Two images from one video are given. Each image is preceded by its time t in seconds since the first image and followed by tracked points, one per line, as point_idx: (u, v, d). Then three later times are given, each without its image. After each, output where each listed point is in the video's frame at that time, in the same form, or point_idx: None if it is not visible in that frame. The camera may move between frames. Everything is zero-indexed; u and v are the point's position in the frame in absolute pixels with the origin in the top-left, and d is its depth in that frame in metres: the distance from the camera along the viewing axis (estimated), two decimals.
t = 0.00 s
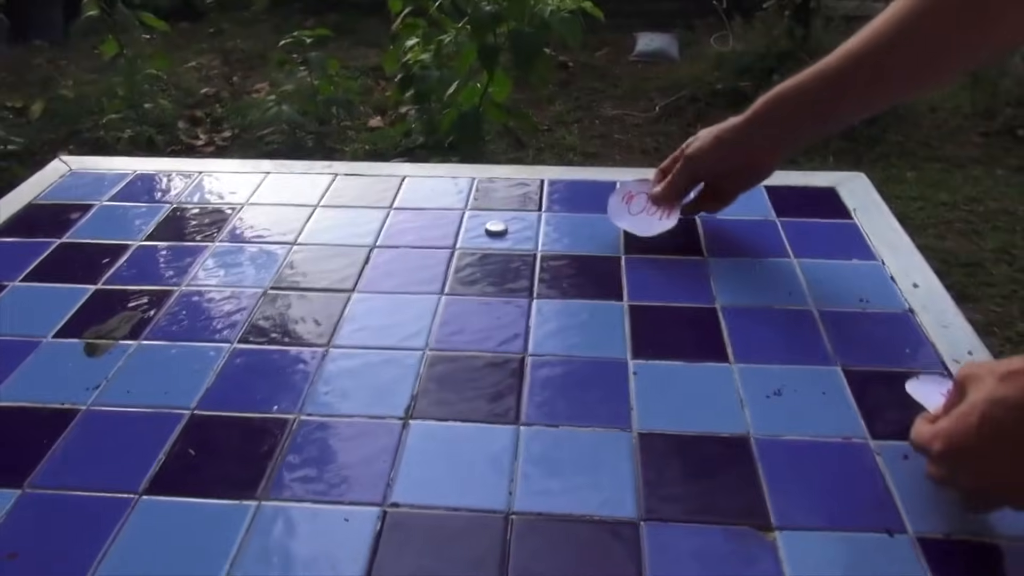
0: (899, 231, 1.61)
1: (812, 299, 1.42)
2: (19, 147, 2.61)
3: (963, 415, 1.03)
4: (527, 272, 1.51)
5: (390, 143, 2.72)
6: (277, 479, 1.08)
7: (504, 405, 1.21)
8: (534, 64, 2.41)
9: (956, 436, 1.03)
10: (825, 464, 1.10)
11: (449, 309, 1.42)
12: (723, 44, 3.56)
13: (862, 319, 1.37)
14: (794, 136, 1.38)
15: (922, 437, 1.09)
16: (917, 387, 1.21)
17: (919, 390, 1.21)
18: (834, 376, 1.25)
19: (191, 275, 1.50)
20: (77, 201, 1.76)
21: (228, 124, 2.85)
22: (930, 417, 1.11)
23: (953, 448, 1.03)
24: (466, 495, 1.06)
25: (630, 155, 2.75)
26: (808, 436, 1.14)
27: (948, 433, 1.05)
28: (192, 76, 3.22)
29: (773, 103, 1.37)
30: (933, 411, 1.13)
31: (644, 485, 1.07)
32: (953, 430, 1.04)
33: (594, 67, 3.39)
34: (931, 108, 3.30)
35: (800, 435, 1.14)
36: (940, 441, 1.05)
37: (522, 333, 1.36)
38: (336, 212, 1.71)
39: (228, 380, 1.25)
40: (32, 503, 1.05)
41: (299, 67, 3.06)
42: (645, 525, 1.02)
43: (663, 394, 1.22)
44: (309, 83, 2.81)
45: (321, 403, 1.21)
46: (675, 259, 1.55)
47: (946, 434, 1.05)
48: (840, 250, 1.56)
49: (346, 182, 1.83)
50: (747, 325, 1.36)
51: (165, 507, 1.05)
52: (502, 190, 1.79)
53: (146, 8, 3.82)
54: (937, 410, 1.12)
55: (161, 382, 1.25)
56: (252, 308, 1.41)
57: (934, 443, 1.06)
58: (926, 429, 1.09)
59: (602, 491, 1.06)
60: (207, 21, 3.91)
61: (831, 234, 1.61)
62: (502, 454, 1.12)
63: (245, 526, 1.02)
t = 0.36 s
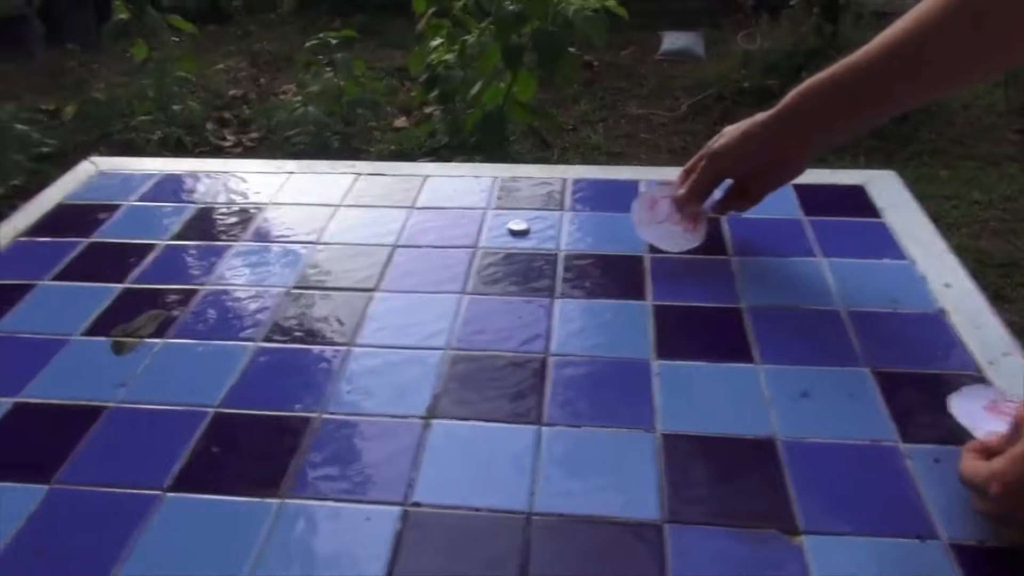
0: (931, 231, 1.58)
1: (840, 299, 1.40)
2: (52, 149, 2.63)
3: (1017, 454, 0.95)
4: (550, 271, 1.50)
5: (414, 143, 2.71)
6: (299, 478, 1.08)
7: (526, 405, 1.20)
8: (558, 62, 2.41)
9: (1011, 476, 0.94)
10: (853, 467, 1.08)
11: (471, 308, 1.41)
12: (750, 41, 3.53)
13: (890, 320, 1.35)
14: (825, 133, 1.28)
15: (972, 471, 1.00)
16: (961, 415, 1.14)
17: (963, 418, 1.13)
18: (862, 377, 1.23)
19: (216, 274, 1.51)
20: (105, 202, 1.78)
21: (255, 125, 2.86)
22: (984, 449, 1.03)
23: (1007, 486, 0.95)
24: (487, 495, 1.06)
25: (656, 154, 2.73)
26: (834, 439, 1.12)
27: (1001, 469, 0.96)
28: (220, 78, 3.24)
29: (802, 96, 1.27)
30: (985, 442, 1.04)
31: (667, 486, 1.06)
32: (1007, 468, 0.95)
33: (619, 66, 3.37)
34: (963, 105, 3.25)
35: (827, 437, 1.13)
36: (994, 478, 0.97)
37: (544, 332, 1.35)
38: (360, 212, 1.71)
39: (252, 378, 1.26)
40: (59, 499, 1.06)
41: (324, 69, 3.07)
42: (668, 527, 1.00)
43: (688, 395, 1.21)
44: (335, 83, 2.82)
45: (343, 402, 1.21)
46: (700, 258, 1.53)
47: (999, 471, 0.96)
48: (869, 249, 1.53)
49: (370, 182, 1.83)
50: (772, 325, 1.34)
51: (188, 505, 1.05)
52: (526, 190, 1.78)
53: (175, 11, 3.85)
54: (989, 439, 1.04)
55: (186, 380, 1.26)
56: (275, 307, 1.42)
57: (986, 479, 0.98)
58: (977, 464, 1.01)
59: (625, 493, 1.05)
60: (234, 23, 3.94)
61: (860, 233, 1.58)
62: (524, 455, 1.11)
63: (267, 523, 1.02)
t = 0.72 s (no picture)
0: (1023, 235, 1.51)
1: (922, 303, 1.35)
2: (134, 124, 2.68)
3: None
4: (619, 262, 1.48)
5: (482, 129, 2.67)
6: (365, 457, 1.09)
7: (593, 396, 1.19)
8: (632, 51, 2.33)
9: None
10: (933, 480, 1.04)
11: (539, 296, 1.40)
12: (831, 33, 3.42)
13: (975, 327, 1.30)
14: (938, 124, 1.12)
15: None
16: None
17: None
18: (943, 385, 1.18)
19: (289, 252, 1.53)
20: (184, 177, 1.81)
21: (328, 106, 2.87)
22: None
23: None
24: (551, 486, 1.05)
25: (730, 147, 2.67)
26: (913, 448, 1.09)
27: None
28: (295, 60, 3.27)
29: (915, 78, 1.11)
30: None
31: (736, 487, 1.04)
32: None
33: (693, 56, 3.31)
34: None
35: (905, 447, 1.09)
36: None
37: (612, 324, 1.33)
38: (430, 195, 1.71)
39: (321, 356, 1.27)
40: (134, 463, 1.09)
41: (398, 52, 3.07)
42: (736, 529, 0.98)
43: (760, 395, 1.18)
44: (406, 68, 2.83)
45: (410, 385, 1.21)
46: (775, 255, 1.49)
47: None
48: (954, 253, 1.48)
49: (441, 166, 1.83)
50: (849, 328, 1.30)
51: (256, 476, 1.07)
52: (598, 179, 1.76)
53: None
54: None
55: (257, 355, 1.28)
56: (345, 287, 1.43)
57: None
58: None
59: (692, 492, 1.03)
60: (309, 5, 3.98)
61: (945, 235, 1.53)
62: (590, 447, 1.10)
63: (332, 500, 1.03)
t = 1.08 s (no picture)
0: None
1: (931, 277, 1.34)
2: (136, 87, 2.64)
3: None
4: (627, 233, 1.47)
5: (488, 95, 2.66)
6: (369, 425, 1.09)
7: (598, 367, 1.18)
8: (641, 19, 2.32)
9: None
10: (939, 454, 1.04)
11: (546, 266, 1.39)
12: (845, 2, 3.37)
13: (985, 303, 1.29)
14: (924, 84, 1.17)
15: None
16: None
17: None
18: (951, 361, 1.18)
19: (293, 217, 1.52)
20: (188, 141, 1.80)
21: (334, 71, 2.81)
22: None
23: None
24: (555, 456, 1.05)
25: (739, 119, 2.60)
26: (919, 422, 1.08)
27: None
28: (299, 23, 3.21)
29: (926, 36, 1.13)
30: None
31: (740, 459, 1.03)
32: None
33: (704, 24, 3.24)
34: None
35: (912, 422, 1.08)
36: None
37: (619, 294, 1.32)
38: (437, 162, 1.70)
39: (326, 323, 1.26)
40: (139, 428, 1.09)
41: (404, 16, 3.03)
42: (739, 501, 0.98)
43: (766, 369, 1.17)
44: (413, 32, 2.78)
45: (415, 353, 1.21)
46: (785, 227, 1.48)
47: None
48: (966, 227, 1.46)
49: (447, 133, 1.81)
50: (858, 302, 1.29)
51: (260, 442, 1.07)
52: (606, 148, 1.74)
53: None
54: None
55: (261, 321, 1.27)
56: (350, 254, 1.42)
57: None
58: None
59: (696, 463, 1.03)
60: None
61: (957, 210, 1.51)
62: (594, 418, 1.10)
63: (337, 467, 1.03)
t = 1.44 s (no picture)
0: (920, 183, 1.57)
1: (825, 250, 1.40)
2: (31, 85, 2.53)
3: (993, 408, 0.96)
4: (536, 218, 1.49)
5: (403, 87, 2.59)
6: (279, 419, 1.09)
7: (508, 350, 1.20)
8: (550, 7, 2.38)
9: (984, 429, 0.96)
10: (830, 415, 1.09)
11: (456, 253, 1.41)
12: None
13: (874, 272, 1.35)
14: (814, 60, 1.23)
15: (947, 425, 1.02)
16: (941, 376, 1.15)
17: (944, 380, 1.14)
18: (842, 328, 1.24)
19: (198, 214, 1.49)
20: (87, 139, 1.75)
21: (242, 64, 2.73)
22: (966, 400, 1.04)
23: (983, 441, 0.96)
24: (466, 438, 1.06)
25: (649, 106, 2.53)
26: (812, 387, 1.13)
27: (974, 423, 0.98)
28: (202, 11, 3.07)
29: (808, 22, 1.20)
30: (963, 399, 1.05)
31: (645, 431, 1.07)
32: (982, 423, 0.96)
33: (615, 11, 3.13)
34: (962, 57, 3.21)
35: (805, 386, 1.14)
36: (970, 432, 0.98)
37: (529, 278, 1.35)
38: (345, 154, 1.69)
39: (233, 319, 1.25)
40: (39, 436, 1.06)
41: (313, 6, 2.98)
42: (645, 472, 1.02)
43: (669, 343, 1.21)
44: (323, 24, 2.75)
45: (325, 344, 1.21)
46: (687, 206, 1.53)
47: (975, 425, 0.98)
48: (856, 202, 1.53)
49: (356, 124, 1.81)
50: (756, 276, 1.35)
51: (167, 444, 1.05)
52: (516, 134, 1.76)
53: None
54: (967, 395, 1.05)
55: (166, 321, 1.25)
56: (257, 249, 1.41)
57: (961, 434, 0.99)
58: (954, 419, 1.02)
59: (602, 438, 1.06)
60: None
61: (849, 185, 1.58)
62: (504, 399, 1.12)
63: (247, 463, 1.03)
